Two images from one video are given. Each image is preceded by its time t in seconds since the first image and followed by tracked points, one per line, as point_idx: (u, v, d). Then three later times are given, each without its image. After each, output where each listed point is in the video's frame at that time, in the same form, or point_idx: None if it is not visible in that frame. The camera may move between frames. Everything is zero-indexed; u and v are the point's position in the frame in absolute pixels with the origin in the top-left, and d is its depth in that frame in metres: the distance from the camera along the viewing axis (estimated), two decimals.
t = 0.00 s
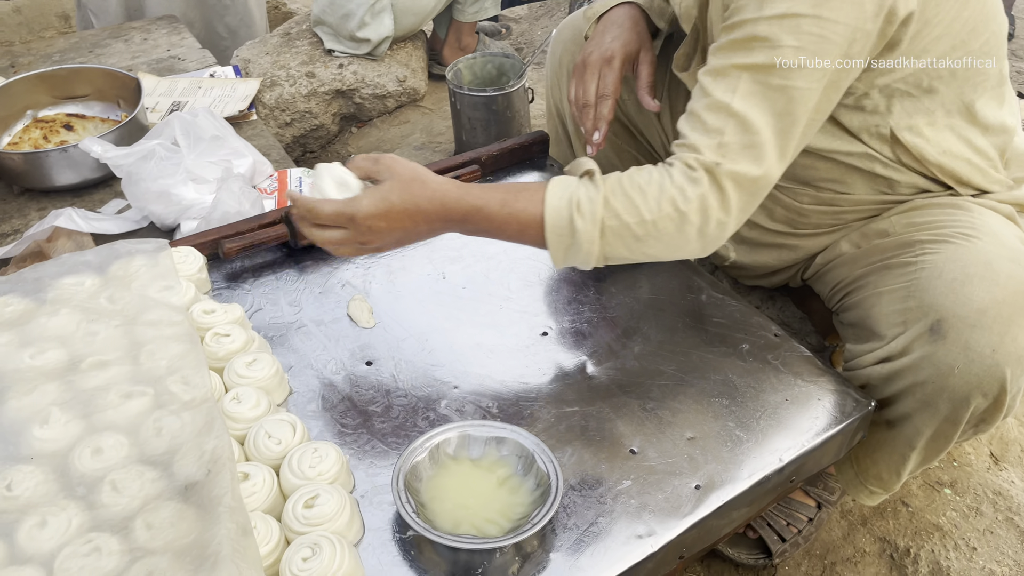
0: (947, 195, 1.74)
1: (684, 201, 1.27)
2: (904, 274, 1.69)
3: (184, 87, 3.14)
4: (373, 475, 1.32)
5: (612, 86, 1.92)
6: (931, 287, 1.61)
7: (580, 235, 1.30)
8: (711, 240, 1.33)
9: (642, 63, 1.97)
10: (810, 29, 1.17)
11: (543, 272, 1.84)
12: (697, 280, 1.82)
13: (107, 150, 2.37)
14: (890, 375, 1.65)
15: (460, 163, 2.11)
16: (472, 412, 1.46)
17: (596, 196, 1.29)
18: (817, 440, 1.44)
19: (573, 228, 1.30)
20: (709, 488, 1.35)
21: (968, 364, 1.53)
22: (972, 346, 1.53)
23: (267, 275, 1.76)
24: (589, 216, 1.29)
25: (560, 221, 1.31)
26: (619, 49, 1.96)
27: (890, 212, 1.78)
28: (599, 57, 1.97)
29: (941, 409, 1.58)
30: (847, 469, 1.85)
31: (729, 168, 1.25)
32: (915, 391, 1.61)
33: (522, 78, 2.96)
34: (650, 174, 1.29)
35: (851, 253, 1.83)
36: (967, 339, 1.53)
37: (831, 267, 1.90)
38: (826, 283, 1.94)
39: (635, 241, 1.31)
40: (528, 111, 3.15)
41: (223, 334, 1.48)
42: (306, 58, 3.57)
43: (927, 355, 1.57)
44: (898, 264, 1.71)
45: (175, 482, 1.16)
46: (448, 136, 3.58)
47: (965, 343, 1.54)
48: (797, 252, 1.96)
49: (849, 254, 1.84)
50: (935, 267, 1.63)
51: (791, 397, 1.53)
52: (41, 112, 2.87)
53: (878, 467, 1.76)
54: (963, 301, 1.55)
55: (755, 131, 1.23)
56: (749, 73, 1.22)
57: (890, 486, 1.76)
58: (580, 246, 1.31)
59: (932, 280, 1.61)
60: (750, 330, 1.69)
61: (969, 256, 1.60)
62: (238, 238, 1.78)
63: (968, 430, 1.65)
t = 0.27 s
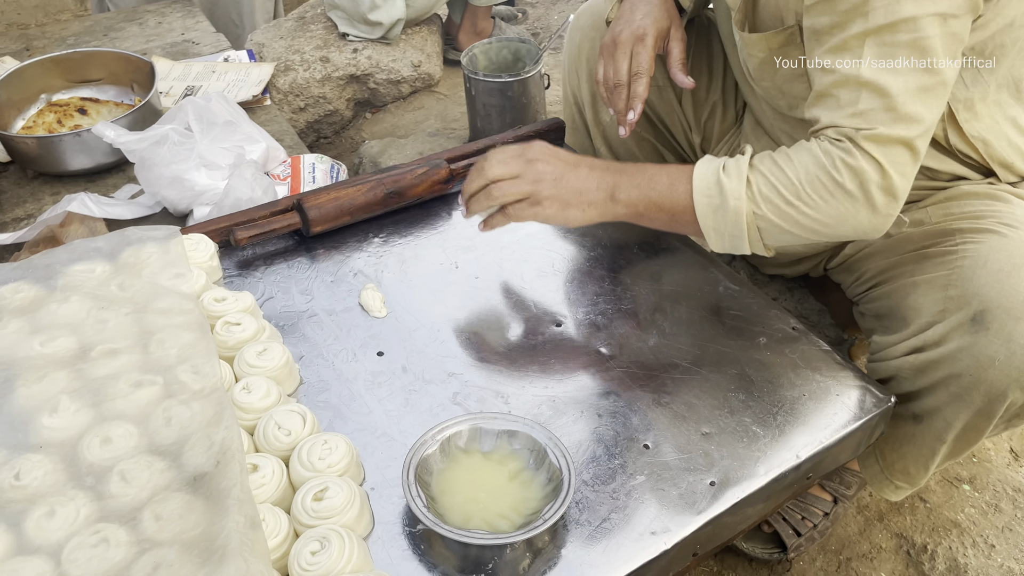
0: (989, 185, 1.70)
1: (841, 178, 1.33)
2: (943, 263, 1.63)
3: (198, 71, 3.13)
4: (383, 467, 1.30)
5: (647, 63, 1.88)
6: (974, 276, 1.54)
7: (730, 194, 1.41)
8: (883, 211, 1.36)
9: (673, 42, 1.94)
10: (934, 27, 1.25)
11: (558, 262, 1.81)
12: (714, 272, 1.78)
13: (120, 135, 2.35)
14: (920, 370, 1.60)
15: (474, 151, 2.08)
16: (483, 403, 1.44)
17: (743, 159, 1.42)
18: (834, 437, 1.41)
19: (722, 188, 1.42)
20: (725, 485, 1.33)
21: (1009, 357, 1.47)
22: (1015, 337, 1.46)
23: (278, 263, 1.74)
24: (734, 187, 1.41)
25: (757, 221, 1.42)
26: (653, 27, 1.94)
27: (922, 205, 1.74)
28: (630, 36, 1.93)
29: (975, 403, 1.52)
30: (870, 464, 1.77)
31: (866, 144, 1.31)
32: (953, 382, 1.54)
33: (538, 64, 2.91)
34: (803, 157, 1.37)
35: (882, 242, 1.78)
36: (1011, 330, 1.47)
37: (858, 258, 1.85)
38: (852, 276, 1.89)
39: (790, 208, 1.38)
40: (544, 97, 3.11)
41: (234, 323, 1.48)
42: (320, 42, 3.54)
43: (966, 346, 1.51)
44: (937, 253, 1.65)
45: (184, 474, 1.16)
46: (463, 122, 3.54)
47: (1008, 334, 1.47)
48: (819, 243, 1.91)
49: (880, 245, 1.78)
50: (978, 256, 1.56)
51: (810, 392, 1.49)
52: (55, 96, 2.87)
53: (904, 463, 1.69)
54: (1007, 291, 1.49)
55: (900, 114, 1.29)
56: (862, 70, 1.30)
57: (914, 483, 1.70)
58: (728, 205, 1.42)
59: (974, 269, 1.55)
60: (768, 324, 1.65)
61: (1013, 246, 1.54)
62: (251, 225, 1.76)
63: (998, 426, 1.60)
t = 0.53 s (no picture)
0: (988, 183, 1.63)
1: (715, 164, 1.09)
2: (939, 268, 1.60)
3: (202, 63, 3.10)
4: (379, 471, 1.28)
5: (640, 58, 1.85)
6: (968, 281, 1.51)
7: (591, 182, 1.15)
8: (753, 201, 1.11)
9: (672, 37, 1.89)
10: (852, 25, 1.04)
11: (560, 261, 1.78)
12: (720, 271, 1.75)
13: (121, 129, 2.33)
14: (918, 375, 1.57)
15: (477, 146, 2.05)
16: (483, 406, 1.41)
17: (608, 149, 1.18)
18: (839, 442, 1.38)
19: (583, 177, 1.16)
20: (727, 491, 1.30)
21: (1003, 365, 1.43)
22: (1008, 345, 1.43)
23: (277, 261, 1.72)
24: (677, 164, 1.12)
25: (621, 212, 1.15)
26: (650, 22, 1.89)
27: (925, 204, 1.68)
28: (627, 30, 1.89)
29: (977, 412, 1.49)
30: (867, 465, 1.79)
31: (744, 126, 1.07)
32: (947, 389, 1.51)
33: (544, 56, 2.87)
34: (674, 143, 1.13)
35: (882, 244, 1.75)
36: (1004, 338, 1.43)
37: (862, 260, 1.81)
38: (856, 277, 1.85)
39: (653, 191, 1.12)
40: (550, 90, 3.06)
41: (231, 324, 1.46)
42: (325, 33, 3.51)
43: (959, 354, 1.48)
44: (933, 257, 1.62)
45: (176, 478, 1.15)
46: (468, 115, 3.50)
47: (1000, 341, 1.43)
48: (828, 244, 1.87)
49: (881, 244, 1.75)
50: (972, 261, 1.53)
51: (814, 396, 1.46)
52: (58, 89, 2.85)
53: (900, 467, 1.68)
54: (1001, 298, 1.45)
55: (799, 100, 1.06)
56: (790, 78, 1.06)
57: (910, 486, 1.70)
58: (594, 201, 1.15)
59: (968, 275, 1.52)
60: (774, 325, 1.61)
61: (1009, 250, 1.49)
62: (250, 222, 1.74)
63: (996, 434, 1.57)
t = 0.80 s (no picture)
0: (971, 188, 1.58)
1: (551, 180, 1.12)
2: (929, 277, 1.56)
3: (201, 58, 3.07)
4: (373, 480, 1.25)
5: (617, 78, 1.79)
6: (956, 291, 1.48)
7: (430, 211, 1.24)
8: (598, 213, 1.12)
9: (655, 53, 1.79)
10: (714, 65, 1.05)
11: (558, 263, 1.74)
12: (724, 273, 1.71)
13: (117, 127, 2.30)
14: (911, 385, 1.54)
15: (476, 145, 2.02)
16: (480, 413, 1.38)
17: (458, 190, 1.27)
18: (843, 450, 1.34)
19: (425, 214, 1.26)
20: (729, 501, 1.25)
21: (993, 377, 1.41)
22: (998, 358, 1.41)
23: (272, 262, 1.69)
24: (550, 179, 1.12)
25: (457, 241, 1.20)
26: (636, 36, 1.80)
27: (918, 206, 1.63)
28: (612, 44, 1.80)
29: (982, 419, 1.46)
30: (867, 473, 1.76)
31: (628, 154, 1.08)
32: (939, 401, 1.49)
33: (546, 51, 2.83)
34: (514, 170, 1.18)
35: (877, 251, 1.71)
36: (993, 348, 1.41)
37: (858, 265, 1.77)
38: (855, 281, 1.81)
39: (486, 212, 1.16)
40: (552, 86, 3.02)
41: (223, 329, 1.43)
42: (325, 28, 3.48)
43: (949, 366, 1.45)
44: (923, 264, 1.58)
45: (165, 489, 1.13)
46: (470, 110, 3.46)
47: (989, 353, 1.41)
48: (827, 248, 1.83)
49: (876, 251, 1.71)
50: (961, 270, 1.50)
51: (819, 403, 1.42)
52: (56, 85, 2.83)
53: (900, 473, 1.66)
54: (988, 309, 1.43)
55: (648, 123, 1.07)
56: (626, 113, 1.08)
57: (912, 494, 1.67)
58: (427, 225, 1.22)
59: (957, 285, 1.49)
60: (778, 329, 1.57)
61: (1000, 258, 1.46)
62: (244, 223, 1.72)
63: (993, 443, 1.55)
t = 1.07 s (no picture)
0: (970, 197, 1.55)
1: (555, 222, 1.09)
2: (927, 285, 1.53)
3: (198, 57, 3.04)
4: (366, 492, 1.23)
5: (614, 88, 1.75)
6: (953, 300, 1.45)
7: (429, 245, 1.17)
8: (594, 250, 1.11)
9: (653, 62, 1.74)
10: (716, 99, 1.03)
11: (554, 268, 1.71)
12: (725, 278, 1.68)
13: (111, 128, 2.28)
14: (909, 395, 1.49)
15: (474, 146, 1.99)
16: (475, 423, 1.36)
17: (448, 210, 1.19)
18: (845, 460, 1.31)
19: (422, 241, 1.18)
20: (728, 513, 1.22)
21: (991, 390, 1.38)
22: (995, 369, 1.38)
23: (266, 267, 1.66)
24: (560, 222, 1.09)
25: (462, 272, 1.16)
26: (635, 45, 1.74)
27: (917, 212, 1.60)
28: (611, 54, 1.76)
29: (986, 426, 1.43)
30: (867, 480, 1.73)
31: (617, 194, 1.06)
32: (935, 412, 1.45)
33: (546, 49, 2.80)
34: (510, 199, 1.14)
35: (875, 257, 1.68)
36: (990, 360, 1.38)
37: (857, 270, 1.75)
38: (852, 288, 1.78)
39: (492, 249, 1.13)
40: (552, 84, 2.99)
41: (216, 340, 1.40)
42: (324, 26, 3.45)
43: (946, 378, 1.42)
44: (922, 272, 1.56)
45: (153, 503, 1.11)
46: (469, 109, 3.43)
47: (986, 365, 1.38)
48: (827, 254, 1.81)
49: (874, 257, 1.69)
50: (959, 279, 1.47)
51: (821, 410, 1.39)
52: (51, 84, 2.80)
53: (899, 481, 1.63)
54: (986, 320, 1.40)
55: (651, 164, 1.04)
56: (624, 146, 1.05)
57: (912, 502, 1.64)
58: (429, 257, 1.17)
59: (954, 294, 1.46)
60: (780, 335, 1.54)
61: (1000, 267, 1.44)
62: (237, 228, 1.69)
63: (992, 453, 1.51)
